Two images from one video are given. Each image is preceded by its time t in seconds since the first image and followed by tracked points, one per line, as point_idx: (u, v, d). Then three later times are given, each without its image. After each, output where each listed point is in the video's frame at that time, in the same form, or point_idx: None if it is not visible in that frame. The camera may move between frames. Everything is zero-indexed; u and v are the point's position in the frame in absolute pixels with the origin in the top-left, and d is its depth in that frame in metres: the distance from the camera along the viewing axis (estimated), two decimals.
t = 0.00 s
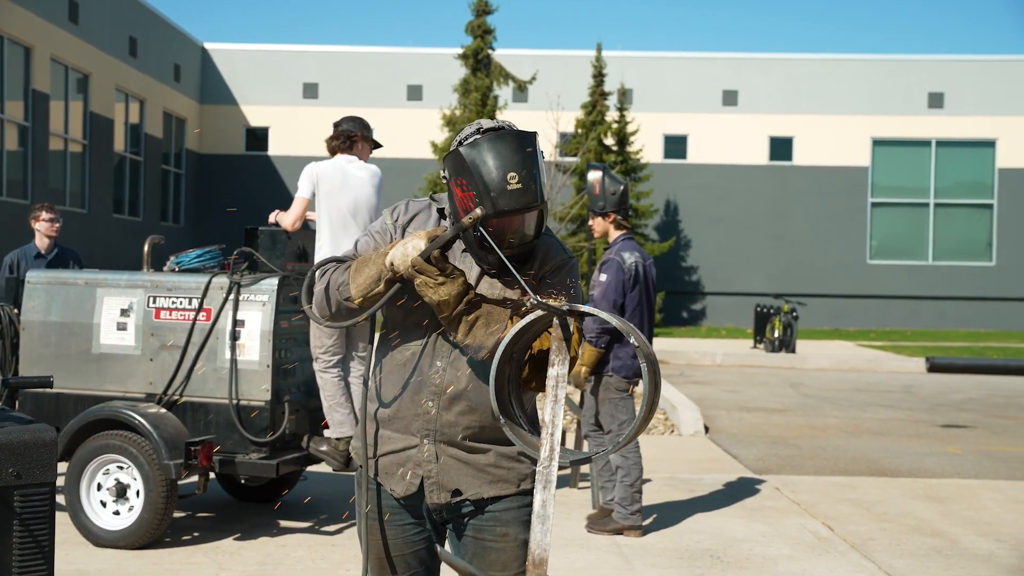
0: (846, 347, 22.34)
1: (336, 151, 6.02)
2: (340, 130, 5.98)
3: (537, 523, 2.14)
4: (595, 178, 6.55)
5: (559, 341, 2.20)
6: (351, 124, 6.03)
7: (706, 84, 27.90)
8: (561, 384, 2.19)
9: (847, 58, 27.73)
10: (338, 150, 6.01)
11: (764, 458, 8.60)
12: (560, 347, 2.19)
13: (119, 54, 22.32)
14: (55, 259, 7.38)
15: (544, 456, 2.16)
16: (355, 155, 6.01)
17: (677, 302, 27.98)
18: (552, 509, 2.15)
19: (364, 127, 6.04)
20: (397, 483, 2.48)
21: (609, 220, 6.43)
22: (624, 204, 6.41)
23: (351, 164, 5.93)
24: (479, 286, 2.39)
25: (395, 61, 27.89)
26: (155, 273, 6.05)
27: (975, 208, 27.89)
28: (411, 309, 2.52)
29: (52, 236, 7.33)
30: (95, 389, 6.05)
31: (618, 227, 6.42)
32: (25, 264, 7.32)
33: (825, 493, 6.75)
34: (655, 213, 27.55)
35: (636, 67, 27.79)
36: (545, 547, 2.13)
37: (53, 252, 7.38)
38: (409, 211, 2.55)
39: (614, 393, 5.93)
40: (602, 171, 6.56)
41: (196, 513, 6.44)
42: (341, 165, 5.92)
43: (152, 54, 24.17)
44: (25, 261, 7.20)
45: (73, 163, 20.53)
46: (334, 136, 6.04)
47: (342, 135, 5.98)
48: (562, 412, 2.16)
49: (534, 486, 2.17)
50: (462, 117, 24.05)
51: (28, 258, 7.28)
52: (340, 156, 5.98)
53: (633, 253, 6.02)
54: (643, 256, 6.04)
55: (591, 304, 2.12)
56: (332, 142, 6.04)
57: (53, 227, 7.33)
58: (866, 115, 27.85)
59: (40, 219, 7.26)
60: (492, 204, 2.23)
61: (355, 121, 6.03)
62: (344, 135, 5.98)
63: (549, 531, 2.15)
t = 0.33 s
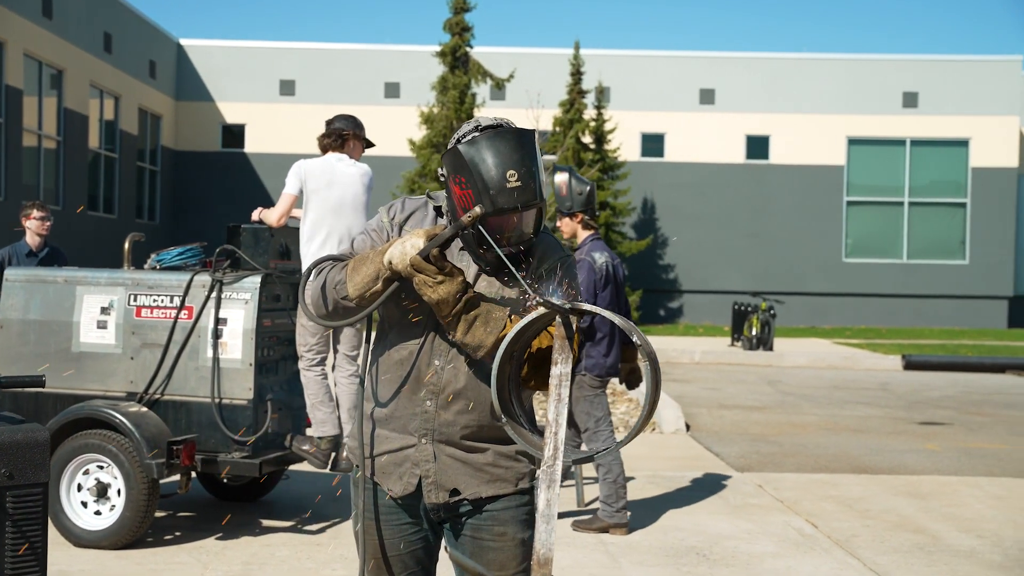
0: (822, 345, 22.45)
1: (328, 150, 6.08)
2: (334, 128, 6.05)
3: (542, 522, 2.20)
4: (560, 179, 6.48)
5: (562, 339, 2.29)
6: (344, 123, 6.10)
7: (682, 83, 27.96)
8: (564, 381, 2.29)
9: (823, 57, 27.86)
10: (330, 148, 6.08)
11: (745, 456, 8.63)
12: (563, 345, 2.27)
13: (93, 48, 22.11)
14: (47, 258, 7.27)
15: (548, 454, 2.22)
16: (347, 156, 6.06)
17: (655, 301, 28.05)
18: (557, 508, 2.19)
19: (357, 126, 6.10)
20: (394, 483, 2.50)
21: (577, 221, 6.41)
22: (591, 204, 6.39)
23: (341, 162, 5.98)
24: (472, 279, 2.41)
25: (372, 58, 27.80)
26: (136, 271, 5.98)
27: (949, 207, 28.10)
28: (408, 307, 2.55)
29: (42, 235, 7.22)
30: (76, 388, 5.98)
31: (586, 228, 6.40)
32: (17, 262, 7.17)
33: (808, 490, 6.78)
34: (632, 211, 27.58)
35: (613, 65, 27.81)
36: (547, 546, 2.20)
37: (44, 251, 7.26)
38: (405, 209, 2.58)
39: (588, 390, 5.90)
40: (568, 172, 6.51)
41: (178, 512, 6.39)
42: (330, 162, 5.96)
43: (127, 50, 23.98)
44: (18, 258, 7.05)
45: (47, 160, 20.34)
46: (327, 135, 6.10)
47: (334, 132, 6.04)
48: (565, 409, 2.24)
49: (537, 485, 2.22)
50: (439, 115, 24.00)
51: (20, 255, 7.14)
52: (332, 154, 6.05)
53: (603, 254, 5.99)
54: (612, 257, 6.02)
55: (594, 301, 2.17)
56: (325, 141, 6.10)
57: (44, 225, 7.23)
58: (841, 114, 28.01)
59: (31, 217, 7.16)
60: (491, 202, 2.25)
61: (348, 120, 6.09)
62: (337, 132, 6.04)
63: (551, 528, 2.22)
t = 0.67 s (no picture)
0: (801, 343, 22.52)
1: (322, 151, 6.08)
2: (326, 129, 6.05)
3: (551, 525, 2.20)
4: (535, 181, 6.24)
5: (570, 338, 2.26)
6: (337, 124, 6.10)
7: (661, 83, 28.01)
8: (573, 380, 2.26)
9: (800, 58, 27.99)
10: (322, 148, 6.07)
11: (730, 455, 8.65)
12: (571, 346, 2.21)
13: (69, 46, 21.96)
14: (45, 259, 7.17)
15: (557, 457, 2.21)
16: (339, 157, 6.06)
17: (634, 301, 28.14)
18: (567, 511, 2.21)
19: (351, 127, 6.12)
20: (396, 485, 2.52)
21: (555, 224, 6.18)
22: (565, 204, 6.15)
23: (333, 162, 5.98)
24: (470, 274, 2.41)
25: (350, 57, 27.75)
26: (120, 271, 5.92)
27: (924, 206, 28.32)
28: (408, 309, 2.55)
29: (38, 236, 7.10)
30: (58, 390, 5.92)
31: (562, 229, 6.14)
32: (15, 263, 7.01)
33: (795, 489, 6.79)
34: (611, 211, 27.58)
35: (593, 65, 27.84)
36: (560, 548, 2.21)
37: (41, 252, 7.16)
38: (405, 208, 2.58)
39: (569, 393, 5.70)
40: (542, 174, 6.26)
41: (162, 515, 6.34)
42: (322, 162, 5.97)
43: (103, 49, 23.80)
44: (18, 258, 6.92)
45: (23, 159, 20.17)
46: (321, 135, 6.10)
47: (327, 133, 6.05)
48: (573, 410, 2.22)
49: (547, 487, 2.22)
50: (419, 114, 23.98)
51: (19, 256, 6.98)
52: (325, 154, 6.04)
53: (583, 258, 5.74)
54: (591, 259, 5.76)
55: (603, 302, 2.16)
56: (319, 142, 6.09)
57: (39, 227, 7.10)
58: (819, 114, 28.15)
59: (26, 218, 7.03)
60: (495, 203, 2.27)
61: (342, 121, 6.11)
62: (330, 134, 6.04)
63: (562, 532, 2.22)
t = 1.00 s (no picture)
0: (778, 343, 22.61)
1: (312, 150, 6.05)
2: (317, 128, 6.01)
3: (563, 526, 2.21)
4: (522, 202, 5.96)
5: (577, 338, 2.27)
6: (327, 123, 6.07)
7: (638, 83, 28.07)
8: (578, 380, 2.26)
9: (775, 59, 28.09)
10: (313, 147, 6.04)
11: (712, 455, 8.67)
12: (580, 347, 2.19)
13: (42, 44, 21.77)
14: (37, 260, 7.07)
15: (566, 458, 2.22)
16: (329, 156, 6.04)
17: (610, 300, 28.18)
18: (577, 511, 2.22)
19: (341, 128, 6.10)
20: (397, 487, 2.52)
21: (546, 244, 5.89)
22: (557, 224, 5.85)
23: (322, 161, 5.96)
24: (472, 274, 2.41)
25: (326, 56, 27.64)
26: (101, 271, 5.85)
27: (899, 207, 28.52)
28: (409, 310, 2.55)
29: (31, 237, 7.01)
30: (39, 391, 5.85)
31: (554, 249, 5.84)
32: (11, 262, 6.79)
33: (778, 489, 6.80)
34: (589, 212, 27.59)
35: (570, 65, 27.87)
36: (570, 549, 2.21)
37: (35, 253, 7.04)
38: (406, 209, 2.59)
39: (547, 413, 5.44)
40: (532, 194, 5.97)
41: (144, 517, 6.29)
42: (311, 162, 5.96)
43: (76, 47, 23.61)
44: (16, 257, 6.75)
45: None
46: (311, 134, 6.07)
47: (318, 132, 6.01)
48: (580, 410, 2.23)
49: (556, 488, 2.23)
50: (396, 114, 24.00)
51: (16, 256, 6.77)
52: (315, 154, 6.01)
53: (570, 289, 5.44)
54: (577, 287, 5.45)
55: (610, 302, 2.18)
56: (310, 140, 6.06)
57: (32, 228, 7.02)
58: (794, 114, 28.29)
59: (19, 219, 6.95)
60: (499, 202, 2.28)
61: (332, 121, 6.09)
62: (320, 133, 6.01)
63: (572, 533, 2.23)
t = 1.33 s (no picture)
0: (758, 344, 22.68)
1: (303, 152, 6.05)
2: (307, 130, 6.01)
3: (577, 530, 2.22)
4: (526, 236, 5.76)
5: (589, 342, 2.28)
6: (317, 125, 6.08)
7: (617, 84, 28.11)
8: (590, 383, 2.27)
9: (753, 62, 28.16)
10: (303, 148, 6.04)
11: (698, 455, 8.71)
12: (593, 350, 2.20)
13: (16, 44, 21.57)
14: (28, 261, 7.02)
15: (580, 460, 2.22)
16: (319, 159, 6.04)
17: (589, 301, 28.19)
18: (591, 515, 2.22)
19: (331, 129, 6.10)
20: (403, 489, 2.52)
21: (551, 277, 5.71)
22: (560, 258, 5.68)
23: (314, 164, 5.97)
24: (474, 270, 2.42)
25: (303, 58, 27.55)
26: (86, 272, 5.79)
27: (876, 209, 28.70)
28: (415, 311, 2.55)
29: (22, 238, 6.97)
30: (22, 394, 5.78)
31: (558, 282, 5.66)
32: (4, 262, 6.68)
33: (766, 490, 6.83)
34: (567, 213, 27.58)
35: (548, 67, 27.88)
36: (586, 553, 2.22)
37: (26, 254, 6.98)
38: (411, 210, 2.59)
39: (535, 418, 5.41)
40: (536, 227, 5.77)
41: (128, 520, 6.23)
42: (302, 164, 5.97)
43: (51, 47, 23.40)
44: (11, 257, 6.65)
45: None
46: (301, 136, 6.07)
47: (309, 134, 6.01)
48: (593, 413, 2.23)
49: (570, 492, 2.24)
50: (375, 115, 23.96)
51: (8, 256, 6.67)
52: (306, 156, 6.01)
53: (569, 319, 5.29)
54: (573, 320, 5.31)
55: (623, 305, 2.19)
56: (300, 143, 6.06)
57: (23, 229, 6.97)
58: (773, 116, 28.38)
59: (10, 220, 6.90)
60: (508, 203, 2.29)
61: (322, 123, 6.09)
62: (311, 135, 6.01)
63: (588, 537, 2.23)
